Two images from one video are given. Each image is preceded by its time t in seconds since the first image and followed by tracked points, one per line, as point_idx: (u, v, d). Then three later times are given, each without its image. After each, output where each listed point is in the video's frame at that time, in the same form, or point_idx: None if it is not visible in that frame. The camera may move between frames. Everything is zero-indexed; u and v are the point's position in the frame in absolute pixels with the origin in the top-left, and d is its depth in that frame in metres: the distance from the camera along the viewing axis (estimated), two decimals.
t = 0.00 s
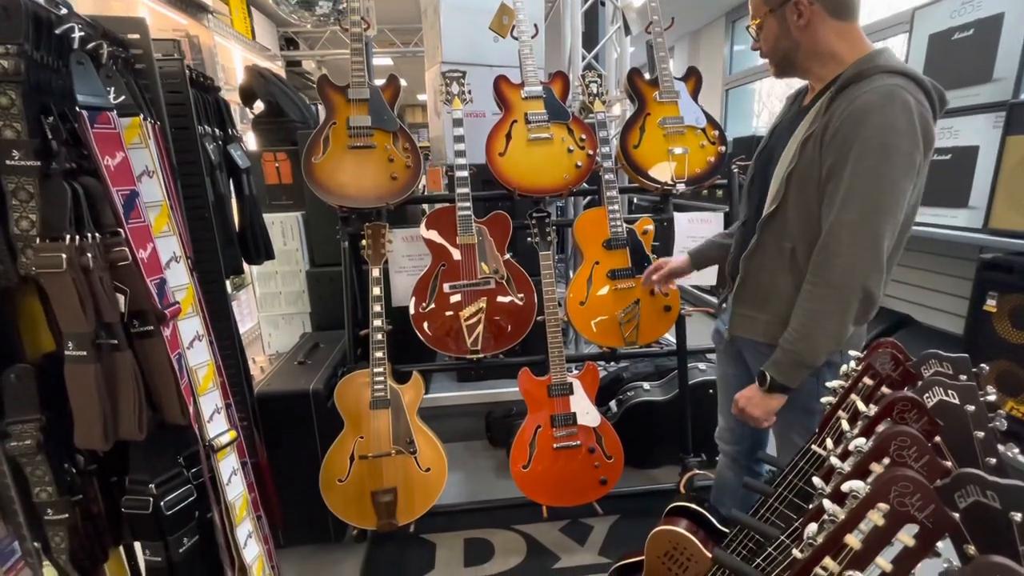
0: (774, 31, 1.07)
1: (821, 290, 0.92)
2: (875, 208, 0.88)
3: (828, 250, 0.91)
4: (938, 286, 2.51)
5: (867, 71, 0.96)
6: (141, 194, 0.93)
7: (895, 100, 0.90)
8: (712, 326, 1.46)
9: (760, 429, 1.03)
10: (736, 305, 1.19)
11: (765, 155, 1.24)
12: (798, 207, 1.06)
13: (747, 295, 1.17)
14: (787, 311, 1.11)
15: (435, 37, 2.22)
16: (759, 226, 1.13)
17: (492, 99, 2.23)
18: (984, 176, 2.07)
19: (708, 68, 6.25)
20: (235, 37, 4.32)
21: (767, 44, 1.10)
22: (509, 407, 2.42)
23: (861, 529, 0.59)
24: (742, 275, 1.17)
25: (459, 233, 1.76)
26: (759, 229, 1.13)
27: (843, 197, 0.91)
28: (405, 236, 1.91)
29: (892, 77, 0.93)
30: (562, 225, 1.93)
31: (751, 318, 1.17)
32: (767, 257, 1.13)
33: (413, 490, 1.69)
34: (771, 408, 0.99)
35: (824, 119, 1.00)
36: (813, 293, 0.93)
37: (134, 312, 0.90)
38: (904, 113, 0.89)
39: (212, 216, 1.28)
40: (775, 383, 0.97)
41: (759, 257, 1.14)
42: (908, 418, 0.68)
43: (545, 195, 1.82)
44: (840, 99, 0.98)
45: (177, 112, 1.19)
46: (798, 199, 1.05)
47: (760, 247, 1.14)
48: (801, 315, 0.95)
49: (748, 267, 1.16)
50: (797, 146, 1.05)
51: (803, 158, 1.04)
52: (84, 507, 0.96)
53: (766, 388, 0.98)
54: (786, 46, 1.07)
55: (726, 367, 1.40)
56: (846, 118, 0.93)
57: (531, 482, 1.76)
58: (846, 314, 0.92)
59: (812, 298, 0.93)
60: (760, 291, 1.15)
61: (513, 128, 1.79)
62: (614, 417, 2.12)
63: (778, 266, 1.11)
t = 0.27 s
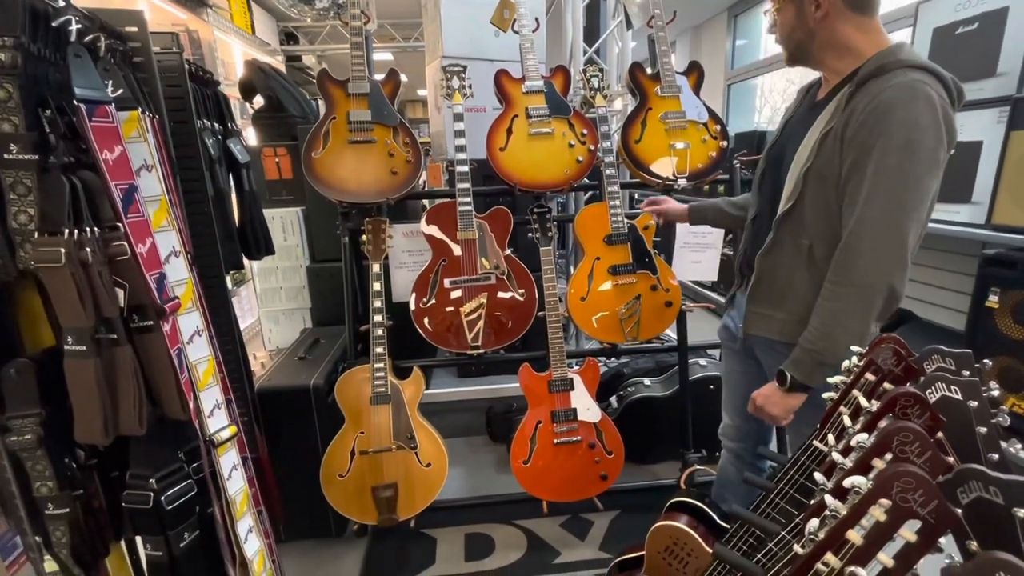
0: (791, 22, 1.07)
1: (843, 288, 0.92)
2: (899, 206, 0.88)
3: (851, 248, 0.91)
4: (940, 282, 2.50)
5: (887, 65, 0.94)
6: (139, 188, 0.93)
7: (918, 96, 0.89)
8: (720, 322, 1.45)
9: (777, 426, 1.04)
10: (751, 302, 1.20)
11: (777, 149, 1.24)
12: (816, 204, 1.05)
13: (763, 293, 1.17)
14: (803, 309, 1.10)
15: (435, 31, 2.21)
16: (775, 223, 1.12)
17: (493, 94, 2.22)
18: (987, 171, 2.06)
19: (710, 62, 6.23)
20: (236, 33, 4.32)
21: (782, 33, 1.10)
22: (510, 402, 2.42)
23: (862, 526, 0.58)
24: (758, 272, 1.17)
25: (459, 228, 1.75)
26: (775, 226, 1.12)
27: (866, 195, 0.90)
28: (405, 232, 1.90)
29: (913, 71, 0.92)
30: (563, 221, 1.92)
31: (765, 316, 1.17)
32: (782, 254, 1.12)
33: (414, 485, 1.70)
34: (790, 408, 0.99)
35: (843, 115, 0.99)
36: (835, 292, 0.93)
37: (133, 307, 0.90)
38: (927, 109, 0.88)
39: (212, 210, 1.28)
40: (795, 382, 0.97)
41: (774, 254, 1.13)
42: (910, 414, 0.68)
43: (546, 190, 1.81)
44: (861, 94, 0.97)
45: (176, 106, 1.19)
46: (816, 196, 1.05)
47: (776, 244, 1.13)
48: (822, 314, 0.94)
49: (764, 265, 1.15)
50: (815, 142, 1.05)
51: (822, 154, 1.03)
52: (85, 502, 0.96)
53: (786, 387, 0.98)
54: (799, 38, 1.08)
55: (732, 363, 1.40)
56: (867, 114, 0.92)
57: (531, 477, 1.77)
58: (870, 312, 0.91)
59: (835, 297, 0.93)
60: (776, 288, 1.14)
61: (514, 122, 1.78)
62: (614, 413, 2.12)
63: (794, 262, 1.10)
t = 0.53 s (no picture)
0: (811, 12, 1.04)
1: (873, 288, 0.91)
2: (930, 205, 0.87)
3: (881, 249, 0.90)
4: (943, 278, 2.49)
5: (909, 61, 0.94)
6: (140, 182, 0.92)
7: (944, 94, 0.88)
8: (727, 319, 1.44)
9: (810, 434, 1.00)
10: (762, 303, 1.20)
11: (787, 147, 1.24)
12: (835, 202, 1.05)
13: (776, 293, 1.16)
14: (819, 309, 1.10)
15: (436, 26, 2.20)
16: (792, 222, 1.11)
17: (494, 89, 2.21)
18: (991, 168, 2.05)
19: (712, 58, 6.20)
20: (236, 28, 4.31)
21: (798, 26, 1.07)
22: (511, 399, 2.42)
23: (867, 522, 0.58)
24: (772, 272, 1.15)
25: (460, 224, 1.75)
26: (792, 225, 1.11)
27: (896, 194, 0.89)
28: (407, 228, 1.90)
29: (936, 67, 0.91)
30: (564, 217, 1.92)
31: (776, 317, 1.17)
32: (798, 252, 1.11)
33: (415, 481, 1.70)
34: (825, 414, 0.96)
35: (865, 112, 0.98)
36: (865, 293, 0.92)
37: (134, 302, 0.89)
38: (953, 106, 0.87)
39: (213, 205, 1.27)
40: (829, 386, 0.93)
41: (790, 253, 1.13)
42: (916, 410, 0.68)
43: (548, 186, 1.80)
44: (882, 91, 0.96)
45: (176, 101, 1.18)
46: (836, 194, 1.04)
47: (792, 243, 1.12)
48: (853, 315, 0.94)
49: (779, 264, 1.14)
50: (834, 139, 1.04)
51: (841, 151, 1.02)
52: (86, 497, 0.96)
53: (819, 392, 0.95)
54: (819, 29, 1.05)
55: (740, 362, 1.40)
56: (892, 112, 0.92)
57: (533, 473, 1.77)
58: (901, 312, 0.91)
59: (864, 298, 0.92)
60: (791, 287, 1.13)
61: (515, 118, 1.78)
62: (616, 409, 2.12)
63: (809, 261, 1.10)
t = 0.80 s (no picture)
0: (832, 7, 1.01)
1: (889, 286, 0.91)
2: (948, 202, 0.87)
3: (897, 246, 0.90)
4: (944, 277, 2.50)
5: (925, 58, 0.93)
6: (144, 177, 0.92)
7: (961, 90, 0.88)
8: (733, 317, 1.44)
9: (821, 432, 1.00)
10: (772, 302, 1.20)
11: (797, 145, 1.24)
12: (849, 200, 1.04)
13: (787, 291, 1.16)
14: (832, 308, 1.10)
15: (439, 21, 2.19)
16: (805, 219, 1.11)
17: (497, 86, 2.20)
18: (994, 166, 2.05)
19: (713, 55, 6.19)
20: (237, 23, 4.29)
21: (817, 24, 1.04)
22: (513, 396, 2.42)
23: (873, 518, 0.58)
24: (784, 270, 1.15)
25: (463, 220, 1.75)
26: (805, 223, 1.11)
27: (913, 191, 0.89)
28: (409, 224, 1.89)
29: (953, 64, 0.91)
30: (566, 214, 1.91)
31: (788, 316, 1.17)
32: (811, 249, 1.11)
33: (417, 477, 1.70)
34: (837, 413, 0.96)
35: (880, 109, 0.98)
36: (881, 291, 0.92)
37: (139, 297, 0.89)
38: (971, 103, 0.87)
39: (216, 201, 1.27)
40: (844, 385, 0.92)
41: (802, 250, 1.13)
42: (921, 407, 0.68)
43: (551, 183, 1.80)
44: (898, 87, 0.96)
45: (179, 96, 1.18)
46: (850, 191, 1.04)
47: (805, 240, 1.12)
48: (867, 313, 0.94)
49: (791, 263, 1.14)
50: (849, 136, 1.04)
51: (857, 148, 1.02)
52: (91, 491, 0.96)
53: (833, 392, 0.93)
54: (841, 24, 1.02)
55: (745, 359, 1.41)
56: (909, 108, 0.91)
57: (535, 470, 1.77)
58: (918, 310, 0.90)
59: (880, 296, 0.92)
60: (802, 285, 1.13)
61: (518, 114, 1.77)
62: (618, 406, 2.12)
63: (822, 258, 1.10)
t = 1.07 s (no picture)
0: (840, 5, 1.01)
1: (894, 285, 0.91)
2: (955, 202, 0.87)
3: (903, 246, 0.90)
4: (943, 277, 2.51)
5: (932, 57, 0.94)
6: (147, 174, 0.92)
7: (968, 90, 0.88)
8: (734, 316, 1.44)
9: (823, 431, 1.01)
10: (777, 302, 1.20)
11: (802, 144, 1.24)
12: (855, 199, 1.05)
13: (791, 290, 1.16)
14: (836, 308, 1.10)
15: (440, 19, 2.19)
16: (811, 219, 1.12)
17: (498, 84, 2.20)
18: (994, 166, 2.06)
19: (714, 54, 6.19)
20: (237, 20, 4.28)
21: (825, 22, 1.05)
22: (513, 394, 2.42)
23: (874, 516, 0.59)
24: (789, 269, 1.15)
25: (464, 219, 1.75)
26: (811, 223, 1.12)
27: (919, 191, 0.89)
28: (410, 223, 1.89)
29: (960, 63, 0.91)
30: (567, 213, 1.91)
31: (794, 315, 1.17)
32: (816, 248, 1.12)
33: (418, 476, 1.70)
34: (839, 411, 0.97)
35: (887, 108, 0.99)
36: (887, 291, 0.92)
37: (141, 294, 0.89)
38: (978, 103, 0.87)
39: (217, 198, 1.27)
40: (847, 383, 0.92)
41: (807, 250, 1.13)
42: (922, 404, 0.68)
43: (553, 181, 1.80)
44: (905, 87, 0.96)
45: (182, 92, 1.17)
46: (857, 191, 1.04)
47: (810, 240, 1.12)
48: (872, 312, 0.94)
49: (796, 263, 1.14)
50: (855, 136, 1.04)
51: (863, 148, 1.02)
52: (93, 488, 0.96)
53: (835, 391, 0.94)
54: (849, 22, 1.02)
55: (747, 358, 1.41)
56: (916, 108, 0.92)
57: (535, 468, 1.77)
58: (923, 309, 0.91)
59: (885, 295, 0.93)
60: (806, 284, 1.14)
61: (520, 113, 1.77)
62: (618, 405, 2.12)
63: (827, 257, 1.10)
